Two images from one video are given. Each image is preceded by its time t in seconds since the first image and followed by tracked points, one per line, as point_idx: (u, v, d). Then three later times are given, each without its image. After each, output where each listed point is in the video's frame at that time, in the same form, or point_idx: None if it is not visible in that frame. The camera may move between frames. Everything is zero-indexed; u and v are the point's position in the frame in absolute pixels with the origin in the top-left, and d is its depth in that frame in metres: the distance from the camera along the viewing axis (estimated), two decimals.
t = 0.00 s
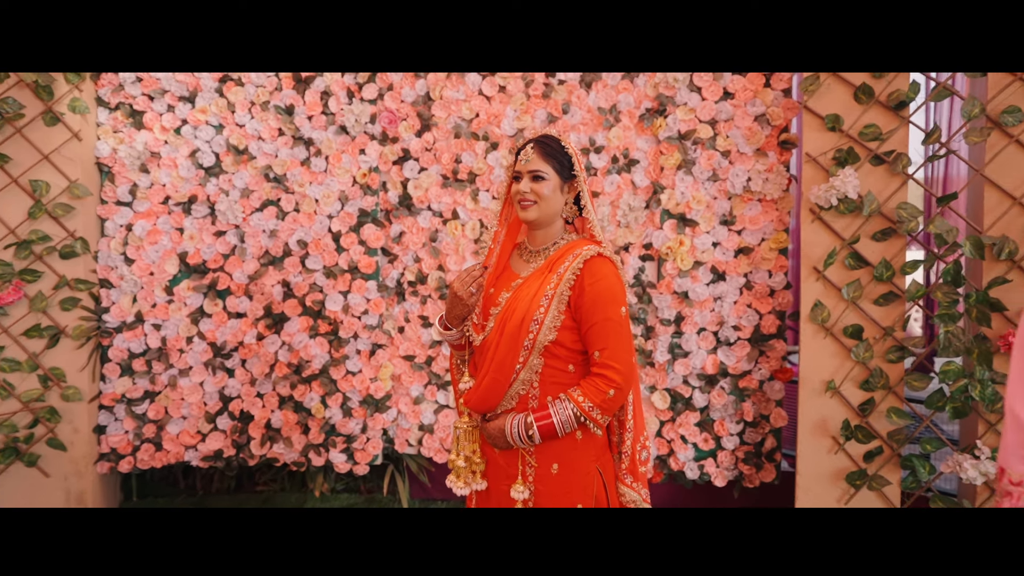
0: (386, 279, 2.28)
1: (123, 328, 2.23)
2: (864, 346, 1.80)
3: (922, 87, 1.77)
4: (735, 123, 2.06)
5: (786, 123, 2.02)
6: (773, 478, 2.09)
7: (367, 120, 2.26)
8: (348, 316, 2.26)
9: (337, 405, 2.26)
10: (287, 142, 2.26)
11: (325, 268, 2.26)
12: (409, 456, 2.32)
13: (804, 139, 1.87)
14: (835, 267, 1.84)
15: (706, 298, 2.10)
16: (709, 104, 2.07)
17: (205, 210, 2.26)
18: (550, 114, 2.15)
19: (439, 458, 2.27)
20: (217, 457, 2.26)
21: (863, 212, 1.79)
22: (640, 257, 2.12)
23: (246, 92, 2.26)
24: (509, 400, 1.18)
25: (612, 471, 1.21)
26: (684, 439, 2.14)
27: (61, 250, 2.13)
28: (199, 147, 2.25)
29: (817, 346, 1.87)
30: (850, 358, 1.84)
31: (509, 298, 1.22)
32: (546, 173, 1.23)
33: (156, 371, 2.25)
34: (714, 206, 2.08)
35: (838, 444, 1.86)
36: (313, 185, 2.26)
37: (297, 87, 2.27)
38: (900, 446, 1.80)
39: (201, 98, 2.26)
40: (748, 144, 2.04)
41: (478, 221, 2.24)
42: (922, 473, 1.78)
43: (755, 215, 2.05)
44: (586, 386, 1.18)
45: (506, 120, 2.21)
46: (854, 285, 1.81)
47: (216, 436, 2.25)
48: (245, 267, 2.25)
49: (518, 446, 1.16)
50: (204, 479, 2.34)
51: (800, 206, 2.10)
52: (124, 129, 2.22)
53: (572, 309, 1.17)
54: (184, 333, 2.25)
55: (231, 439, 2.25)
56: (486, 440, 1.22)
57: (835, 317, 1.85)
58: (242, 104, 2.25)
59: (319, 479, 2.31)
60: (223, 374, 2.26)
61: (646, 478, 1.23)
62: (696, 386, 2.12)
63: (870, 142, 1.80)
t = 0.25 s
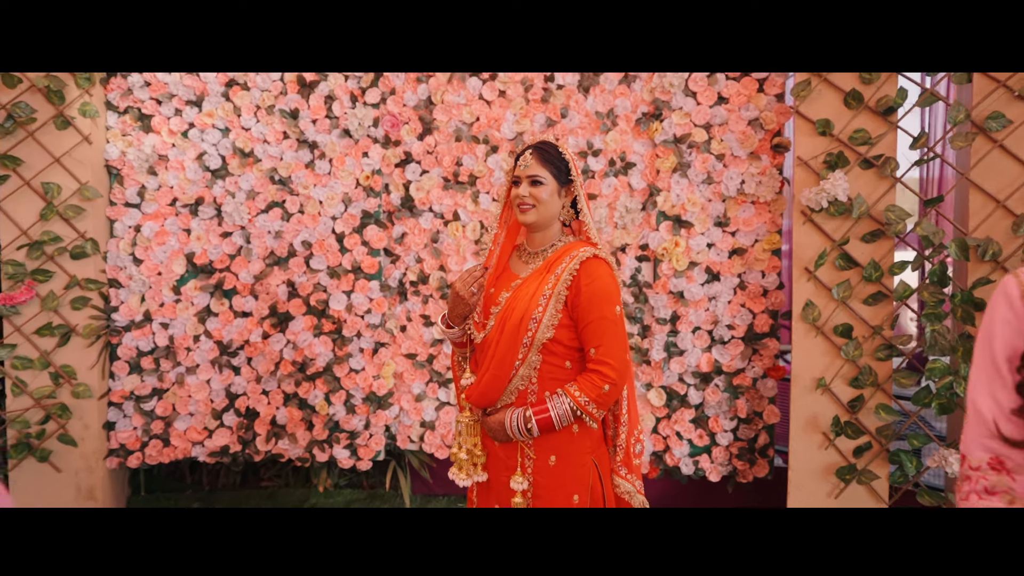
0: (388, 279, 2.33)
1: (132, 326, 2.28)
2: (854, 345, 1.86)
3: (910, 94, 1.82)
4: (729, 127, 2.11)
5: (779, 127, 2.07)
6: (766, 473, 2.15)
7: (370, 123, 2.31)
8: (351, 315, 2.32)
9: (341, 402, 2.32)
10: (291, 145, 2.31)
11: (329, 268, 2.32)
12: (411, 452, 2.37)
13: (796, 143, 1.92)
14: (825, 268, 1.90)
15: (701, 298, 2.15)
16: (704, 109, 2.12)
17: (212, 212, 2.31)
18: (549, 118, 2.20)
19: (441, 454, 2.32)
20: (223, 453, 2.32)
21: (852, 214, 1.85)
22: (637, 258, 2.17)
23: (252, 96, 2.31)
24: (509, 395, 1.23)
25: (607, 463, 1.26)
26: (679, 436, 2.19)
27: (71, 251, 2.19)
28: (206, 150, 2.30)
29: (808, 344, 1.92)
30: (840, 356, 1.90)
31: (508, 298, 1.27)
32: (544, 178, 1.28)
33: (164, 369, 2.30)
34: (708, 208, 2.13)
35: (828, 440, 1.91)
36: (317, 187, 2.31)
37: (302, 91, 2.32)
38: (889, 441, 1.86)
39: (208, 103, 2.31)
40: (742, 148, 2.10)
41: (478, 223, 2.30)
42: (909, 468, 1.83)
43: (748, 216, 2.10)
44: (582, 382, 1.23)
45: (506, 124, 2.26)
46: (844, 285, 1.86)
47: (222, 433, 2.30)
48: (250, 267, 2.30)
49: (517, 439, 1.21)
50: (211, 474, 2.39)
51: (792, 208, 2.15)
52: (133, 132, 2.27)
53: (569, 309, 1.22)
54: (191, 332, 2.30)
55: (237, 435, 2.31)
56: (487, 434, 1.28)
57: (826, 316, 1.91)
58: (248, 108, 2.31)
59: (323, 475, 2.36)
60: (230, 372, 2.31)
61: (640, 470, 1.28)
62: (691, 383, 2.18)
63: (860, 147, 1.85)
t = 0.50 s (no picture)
0: (391, 279, 2.40)
1: (141, 325, 2.34)
2: (841, 343, 1.92)
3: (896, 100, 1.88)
4: (722, 131, 2.17)
5: (770, 132, 2.13)
6: (758, 468, 2.21)
7: (373, 127, 2.37)
8: (355, 314, 2.38)
9: (344, 399, 2.38)
10: (296, 148, 2.38)
11: (333, 268, 2.38)
12: (412, 447, 2.43)
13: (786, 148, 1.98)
14: (814, 268, 1.96)
15: (695, 297, 2.21)
16: (698, 113, 2.17)
17: (219, 213, 2.37)
18: (547, 122, 2.27)
19: (442, 450, 2.38)
20: (230, 448, 2.38)
21: (840, 217, 1.91)
22: (632, 258, 2.24)
23: (258, 100, 2.37)
24: (508, 389, 1.29)
25: (601, 455, 1.32)
26: (673, 431, 2.26)
27: (82, 252, 2.24)
28: (213, 153, 2.36)
29: (798, 342, 1.98)
30: (828, 354, 1.96)
31: (507, 297, 1.33)
32: (541, 183, 1.34)
33: (172, 366, 2.37)
34: (702, 210, 2.19)
35: (817, 435, 1.97)
36: (322, 189, 2.37)
37: (306, 96, 2.38)
38: (875, 436, 1.92)
39: (215, 107, 2.37)
40: (735, 151, 2.16)
41: (479, 224, 2.36)
42: (894, 462, 1.90)
43: (741, 219, 2.16)
44: (577, 377, 1.29)
45: (505, 128, 2.32)
46: (832, 285, 1.92)
47: (229, 428, 2.37)
48: (257, 267, 2.37)
49: (516, 431, 1.27)
50: (216, 469, 2.46)
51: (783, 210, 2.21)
52: (142, 136, 2.33)
53: (565, 308, 1.28)
54: (199, 330, 2.37)
55: (243, 431, 2.37)
56: (487, 427, 1.34)
57: (815, 315, 1.97)
58: (253, 112, 2.37)
59: (327, 469, 2.42)
60: (236, 369, 2.38)
61: (633, 461, 1.34)
62: (685, 380, 2.24)
63: (848, 151, 1.91)
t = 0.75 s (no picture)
0: (393, 279, 2.46)
1: (150, 323, 2.41)
2: (829, 341, 1.99)
3: (882, 106, 1.94)
4: (715, 135, 2.23)
5: (761, 136, 2.19)
6: (749, 462, 2.28)
7: (375, 131, 2.44)
8: (358, 313, 2.45)
9: (348, 395, 2.45)
10: (301, 152, 2.44)
11: (337, 268, 2.44)
12: (414, 442, 2.50)
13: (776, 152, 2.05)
14: (803, 269, 2.02)
15: (689, 297, 2.28)
16: (692, 118, 2.24)
17: (225, 215, 2.44)
18: (545, 127, 2.33)
19: (442, 445, 2.45)
20: (236, 443, 2.45)
21: (828, 219, 1.97)
22: (628, 259, 2.31)
23: (264, 105, 2.44)
24: (506, 383, 1.36)
25: (595, 447, 1.39)
26: (668, 427, 2.33)
27: (93, 252, 2.28)
28: (220, 156, 2.43)
29: (787, 340, 2.05)
30: (817, 351, 2.03)
31: (506, 296, 1.40)
32: (538, 188, 1.41)
33: (180, 363, 2.43)
34: (695, 212, 2.26)
35: (806, 430, 2.04)
36: (326, 192, 2.44)
37: (311, 101, 2.45)
38: (862, 431, 1.99)
39: (221, 111, 2.43)
40: (727, 155, 2.22)
41: (479, 226, 2.43)
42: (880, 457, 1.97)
43: (733, 220, 2.23)
44: (572, 372, 1.36)
45: (504, 132, 2.38)
46: (820, 286, 1.99)
47: (236, 424, 2.44)
48: (262, 267, 2.43)
49: (514, 424, 1.34)
50: (222, 464, 2.53)
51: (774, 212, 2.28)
52: (150, 139, 2.40)
53: (561, 306, 1.35)
54: (206, 329, 2.43)
55: (250, 426, 2.44)
56: (486, 419, 1.41)
57: (804, 314, 2.03)
58: (259, 116, 2.43)
59: (331, 464, 2.49)
60: (243, 367, 2.44)
61: (625, 452, 1.41)
62: (679, 377, 2.31)
63: (835, 155, 1.97)
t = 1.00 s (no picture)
0: (395, 279, 2.53)
1: (159, 322, 2.48)
2: (817, 339, 2.06)
3: (868, 112, 2.01)
4: (708, 140, 2.30)
5: (753, 141, 2.26)
6: (741, 457, 2.35)
7: (378, 135, 2.51)
8: (361, 312, 2.52)
9: (351, 391, 2.52)
10: (306, 155, 2.51)
11: (340, 268, 2.51)
12: (415, 438, 2.58)
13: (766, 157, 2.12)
14: (792, 270, 2.10)
15: (682, 296, 2.35)
16: (685, 124, 2.31)
17: (232, 216, 2.51)
18: (543, 131, 2.40)
19: (443, 440, 2.53)
20: (243, 438, 2.52)
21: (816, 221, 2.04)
22: (623, 260, 2.38)
23: (270, 109, 2.51)
24: (505, 378, 1.43)
25: (589, 439, 1.46)
26: (662, 423, 2.40)
27: (105, 253, 2.37)
28: (227, 159, 2.50)
29: (777, 338, 2.12)
30: (805, 349, 2.10)
31: (505, 296, 1.47)
32: (535, 192, 1.48)
33: (188, 360, 2.50)
34: (689, 214, 2.33)
35: (795, 425, 2.11)
36: (330, 194, 2.51)
37: (316, 105, 2.52)
38: (848, 427, 2.06)
39: (229, 116, 2.51)
40: (720, 159, 2.29)
41: (478, 227, 2.50)
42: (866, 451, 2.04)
43: (725, 222, 2.30)
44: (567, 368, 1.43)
45: (503, 136, 2.45)
46: (808, 286, 2.06)
47: (242, 420, 2.51)
48: (268, 267, 2.50)
49: (512, 416, 1.41)
50: (229, 459, 2.60)
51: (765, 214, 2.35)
52: (160, 143, 2.47)
53: (557, 305, 1.42)
54: (214, 327, 2.50)
55: (256, 422, 2.51)
56: (486, 413, 1.48)
57: (793, 313, 2.11)
58: (265, 120, 2.50)
59: (335, 459, 2.57)
60: (249, 364, 2.51)
61: (618, 444, 1.48)
62: (673, 374, 2.38)
63: (823, 160, 2.04)
